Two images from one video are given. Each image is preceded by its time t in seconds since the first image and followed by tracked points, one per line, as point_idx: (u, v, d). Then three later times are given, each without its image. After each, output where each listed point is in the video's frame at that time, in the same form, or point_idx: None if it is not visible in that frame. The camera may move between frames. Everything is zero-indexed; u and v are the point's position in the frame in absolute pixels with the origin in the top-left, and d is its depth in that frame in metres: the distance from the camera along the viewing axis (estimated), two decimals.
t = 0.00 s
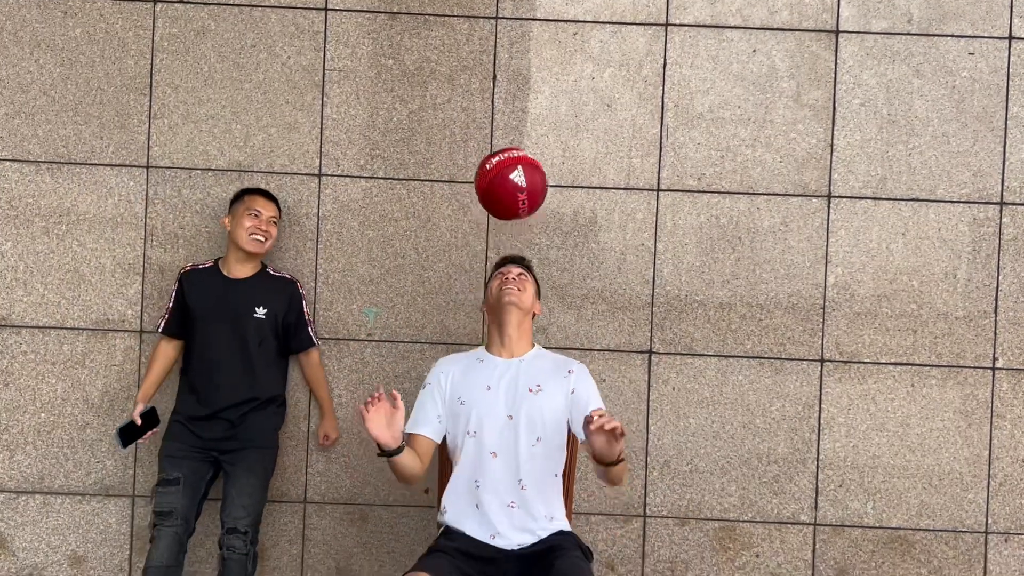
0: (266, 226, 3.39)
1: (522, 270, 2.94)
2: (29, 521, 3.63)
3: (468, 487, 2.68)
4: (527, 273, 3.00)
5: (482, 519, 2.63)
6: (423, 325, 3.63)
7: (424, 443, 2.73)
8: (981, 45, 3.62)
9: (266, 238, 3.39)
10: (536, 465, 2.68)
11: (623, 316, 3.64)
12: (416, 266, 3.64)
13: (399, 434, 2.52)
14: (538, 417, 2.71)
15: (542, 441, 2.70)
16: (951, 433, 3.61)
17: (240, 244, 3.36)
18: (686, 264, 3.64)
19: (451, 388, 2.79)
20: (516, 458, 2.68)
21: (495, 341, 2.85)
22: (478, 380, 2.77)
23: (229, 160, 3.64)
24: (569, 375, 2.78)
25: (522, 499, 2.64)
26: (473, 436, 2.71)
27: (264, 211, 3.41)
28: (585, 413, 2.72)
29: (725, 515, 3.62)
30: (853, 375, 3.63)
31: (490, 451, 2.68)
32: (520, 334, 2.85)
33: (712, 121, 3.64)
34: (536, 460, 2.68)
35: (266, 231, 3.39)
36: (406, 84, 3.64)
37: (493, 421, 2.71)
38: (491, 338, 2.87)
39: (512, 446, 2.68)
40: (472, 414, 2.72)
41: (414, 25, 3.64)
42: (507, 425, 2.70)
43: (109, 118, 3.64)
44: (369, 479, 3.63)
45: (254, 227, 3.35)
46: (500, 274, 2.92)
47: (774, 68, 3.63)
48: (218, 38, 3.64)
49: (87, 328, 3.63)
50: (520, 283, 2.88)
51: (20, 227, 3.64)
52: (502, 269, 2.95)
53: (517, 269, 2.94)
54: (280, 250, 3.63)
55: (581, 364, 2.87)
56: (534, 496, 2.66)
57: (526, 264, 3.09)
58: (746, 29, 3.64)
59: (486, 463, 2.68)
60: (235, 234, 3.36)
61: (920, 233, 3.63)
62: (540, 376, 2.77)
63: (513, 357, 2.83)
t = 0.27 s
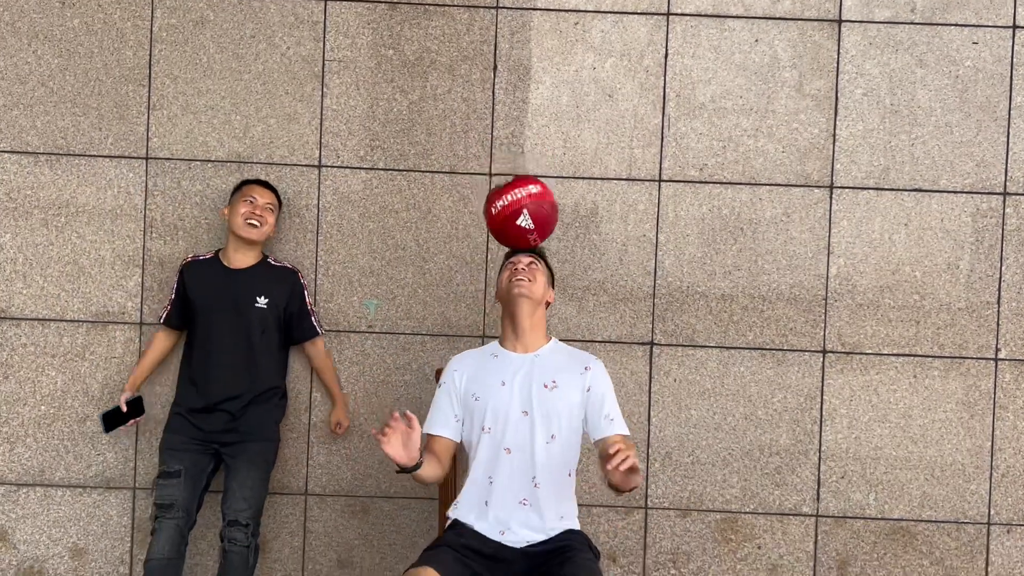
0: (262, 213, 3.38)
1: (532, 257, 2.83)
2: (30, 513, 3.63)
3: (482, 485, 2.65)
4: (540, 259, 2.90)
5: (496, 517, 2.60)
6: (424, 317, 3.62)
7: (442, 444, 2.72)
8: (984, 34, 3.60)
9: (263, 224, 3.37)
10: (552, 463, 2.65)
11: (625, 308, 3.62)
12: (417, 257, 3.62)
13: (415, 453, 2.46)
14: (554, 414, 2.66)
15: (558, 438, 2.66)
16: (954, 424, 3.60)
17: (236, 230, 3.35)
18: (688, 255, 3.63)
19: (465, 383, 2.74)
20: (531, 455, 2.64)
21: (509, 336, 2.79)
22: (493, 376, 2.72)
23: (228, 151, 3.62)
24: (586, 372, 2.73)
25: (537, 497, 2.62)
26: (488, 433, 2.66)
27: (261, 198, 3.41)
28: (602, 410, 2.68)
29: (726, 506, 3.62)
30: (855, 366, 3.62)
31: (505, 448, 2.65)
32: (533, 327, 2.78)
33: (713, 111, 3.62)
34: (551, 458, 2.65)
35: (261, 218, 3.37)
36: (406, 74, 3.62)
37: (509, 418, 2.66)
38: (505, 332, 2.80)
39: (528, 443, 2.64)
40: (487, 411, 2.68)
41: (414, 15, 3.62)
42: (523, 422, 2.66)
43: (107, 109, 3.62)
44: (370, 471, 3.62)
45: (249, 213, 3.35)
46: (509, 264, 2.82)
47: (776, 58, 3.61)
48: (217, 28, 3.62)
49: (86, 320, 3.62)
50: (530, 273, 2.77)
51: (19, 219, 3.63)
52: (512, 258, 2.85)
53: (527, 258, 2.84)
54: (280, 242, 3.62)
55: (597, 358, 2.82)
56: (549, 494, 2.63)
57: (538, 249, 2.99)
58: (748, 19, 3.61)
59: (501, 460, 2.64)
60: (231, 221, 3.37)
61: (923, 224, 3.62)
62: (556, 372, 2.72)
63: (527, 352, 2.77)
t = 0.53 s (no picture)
0: (261, 203, 3.37)
1: (513, 257, 2.88)
2: (31, 506, 3.63)
3: (490, 489, 2.67)
4: (521, 258, 2.94)
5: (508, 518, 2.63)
6: (425, 310, 3.61)
7: (445, 452, 2.75)
8: (987, 25, 3.58)
9: (261, 214, 3.36)
10: (555, 458, 2.67)
11: (626, 300, 3.61)
12: (418, 250, 3.61)
13: (408, 440, 2.52)
14: (550, 408, 2.69)
15: (557, 432, 2.68)
16: (956, 416, 3.60)
17: (234, 222, 3.34)
18: (689, 248, 3.61)
19: (459, 391, 2.77)
20: (533, 452, 2.66)
21: (497, 336, 2.81)
22: (485, 379, 2.75)
23: (228, 143, 3.61)
24: (575, 361, 2.74)
25: (545, 494, 2.64)
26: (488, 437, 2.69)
27: (260, 189, 3.41)
28: (596, 397, 2.69)
29: (728, 499, 3.61)
30: (857, 358, 3.61)
31: (507, 449, 2.67)
32: (520, 324, 2.80)
33: (715, 102, 3.60)
34: (554, 452, 2.67)
35: (260, 209, 3.36)
36: (406, 66, 3.60)
37: (506, 419, 2.69)
38: (493, 334, 2.82)
39: (528, 442, 2.67)
40: (484, 415, 2.71)
41: (414, 6, 3.60)
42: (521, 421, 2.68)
43: (106, 101, 3.61)
44: (371, 464, 3.62)
45: (247, 203, 3.34)
46: (490, 264, 2.86)
47: (778, 49, 3.59)
48: (216, 20, 3.60)
49: (87, 313, 3.61)
50: (512, 271, 2.81)
51: (19, 212, 3.62)
52: (493, 258, 2.89)
53: (508, 257, 2.88)
54: (280, 234, 3.61)
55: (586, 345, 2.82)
56: (556, 489, 2.65)
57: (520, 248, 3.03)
58: (750, 10, 3.59)
59: (505, 462, 2.67)
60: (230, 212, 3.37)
61: (926, 216, 3.60)
62: (546, 366, 2.74)
63: (516, 350, 2.79)
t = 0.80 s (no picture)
0: (262, 197, 3.37)
1: (481, 241, 2.80)
2: (34, 500, 3.63)
3: (468, 479, 2.63)
4: (487, 244, 2.87)
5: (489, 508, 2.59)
6: (426, 304, 3.60)
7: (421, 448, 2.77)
8: (991, 16, 3.56)
9: (263, 208, 3.35)
10: (533, 445, 2.63)
11: (628, 294, 3.61)
12: (419, 244, 3.60)
13: (387, 467, 2.52)
14: (526, 395, 2.63)
15: (534, 417, 2.64)
16: (959, 409, 3.59)
17: (236, 215, 3.33)
18: (691, 241, 3.61)
19: (428, 384, 2.70)
20: (510, 440, 2.61)
21: (464, 326, 2.73)
22: (454, 370, 2.68)
23: (229, 137, 3.60)
24: (549, 345, 2.70)
25: (526, 482, 2.60)
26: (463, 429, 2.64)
27: (262, 183, 3.41)
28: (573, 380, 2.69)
29: (730, 492, 3.61)
30: (859, 351, 3.60)
31: (484, 439, 2.62)
32: (487, 313, 2.73)
33: (717, 95, 3.59)
34: (532, 439, 2.63)
35: (262, 202, 3.36)
36: (407, 59, 3.59)
37: (480, 408, 2.63)
38: (459, 323, 2.75)
39: (505, 431, 2.61)
40: (456, 407, 2.65)
41: None
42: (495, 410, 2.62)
43: (107, 95, 3.60)
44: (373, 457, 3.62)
45: (250, 196, 3.34)
46: (458, 249, 2.78)
47: (780, 41, 3.58)
48: (217, 13, 3.59)
49: (88, 308, 3.61)
50: (480, 257, 2.74)
51: (20, 206, 3.62)
52: (460, 243, 2.81)
53: (476, 242, 2.80)
54: (281, 228, 3.60)
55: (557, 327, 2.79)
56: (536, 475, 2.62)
57: (485, 232, 2.96)
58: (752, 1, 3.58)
59: (483, 452, 2.62)
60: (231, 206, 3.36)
61: (928, 208, 3.59)
62: (517, 352, 2.68)
63: (484, 339, 2.72)
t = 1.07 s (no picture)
0: (264, 192, 3.38)
1: (467, 244, 2.85)
2: (38, 496, 3.64)
3: (462, 487, 2.65)
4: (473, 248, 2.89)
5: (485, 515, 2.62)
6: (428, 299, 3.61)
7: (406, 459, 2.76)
8: (994, 10, 3.56)
9: (265, 204, 3.37)
10: (523, 451, 2.62)
11: (630, 289, 3.61)
12: (421, 239, 3.61)
13: (367, 506, 2.47)
14: (512, 401, 2.61)
15: (522, 423, 2.62)
16: (961, 403, 3.59)
17: (238, 211, 3.35)
18: (693, 236, 3.61)
19: (413, 394, 2.70)
20: (499, 448, 2.61)
21: (448, 329, 2.72)
22: (439, 378, 2.67)
23: (231, 132, 3.60)
24: (534, 348, 2.67)
25: (517, 487, 2.59)
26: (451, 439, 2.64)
27: (263, 178, 3.41)
28: (559, 383, 2.64)
29: (732, 487, 3.62)
30: (861, 345, 3.60)
31: (473, 448, 2.62)
32: (473, 315, 2.73)
33: (719, 89, 3.59)
34: (521, 445, 2.61)
35: (264, 197, 3.37)
36: (409, 54, 3.59)
37: (467, 416, 2.63)
38: (443, 326, 2.74)
39: (493, 438, 2.61)
40: (443, 416, 2.64)
41: None
42: (482, 418, 2.61)
43: (109, 91, 3.60)
44: (375, 452, 3.62)
45: (252, 192, 3.35)
46: (444, 250, 2.80)
47: (782, 35, 3.57)
48: (218, 9, 3.59)
49: (91, 303, 3.62)
50: (466, 259, 2.78)
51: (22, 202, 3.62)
52: (446, 246, 2.84)
53: (462, 244, 2.84)
54: (283, 224, 3.60)
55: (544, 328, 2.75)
56: (528, 480, 2.61)
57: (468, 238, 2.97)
58: None
59: (473, 461, 2.62)
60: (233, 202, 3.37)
61: (931, 203, 3.59)
62: (502, 357, 2.65)
63: (469, 342, 2.70)
